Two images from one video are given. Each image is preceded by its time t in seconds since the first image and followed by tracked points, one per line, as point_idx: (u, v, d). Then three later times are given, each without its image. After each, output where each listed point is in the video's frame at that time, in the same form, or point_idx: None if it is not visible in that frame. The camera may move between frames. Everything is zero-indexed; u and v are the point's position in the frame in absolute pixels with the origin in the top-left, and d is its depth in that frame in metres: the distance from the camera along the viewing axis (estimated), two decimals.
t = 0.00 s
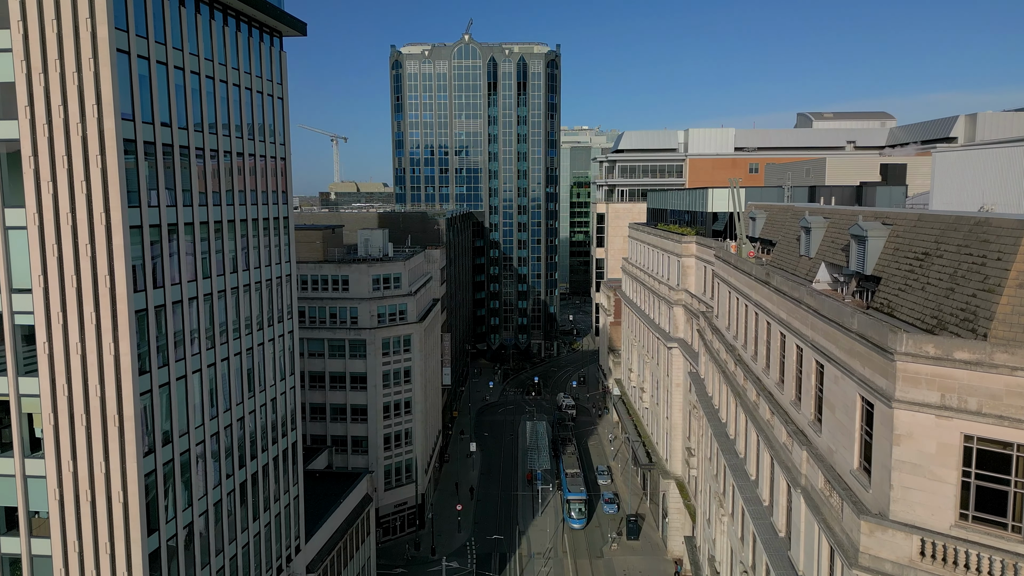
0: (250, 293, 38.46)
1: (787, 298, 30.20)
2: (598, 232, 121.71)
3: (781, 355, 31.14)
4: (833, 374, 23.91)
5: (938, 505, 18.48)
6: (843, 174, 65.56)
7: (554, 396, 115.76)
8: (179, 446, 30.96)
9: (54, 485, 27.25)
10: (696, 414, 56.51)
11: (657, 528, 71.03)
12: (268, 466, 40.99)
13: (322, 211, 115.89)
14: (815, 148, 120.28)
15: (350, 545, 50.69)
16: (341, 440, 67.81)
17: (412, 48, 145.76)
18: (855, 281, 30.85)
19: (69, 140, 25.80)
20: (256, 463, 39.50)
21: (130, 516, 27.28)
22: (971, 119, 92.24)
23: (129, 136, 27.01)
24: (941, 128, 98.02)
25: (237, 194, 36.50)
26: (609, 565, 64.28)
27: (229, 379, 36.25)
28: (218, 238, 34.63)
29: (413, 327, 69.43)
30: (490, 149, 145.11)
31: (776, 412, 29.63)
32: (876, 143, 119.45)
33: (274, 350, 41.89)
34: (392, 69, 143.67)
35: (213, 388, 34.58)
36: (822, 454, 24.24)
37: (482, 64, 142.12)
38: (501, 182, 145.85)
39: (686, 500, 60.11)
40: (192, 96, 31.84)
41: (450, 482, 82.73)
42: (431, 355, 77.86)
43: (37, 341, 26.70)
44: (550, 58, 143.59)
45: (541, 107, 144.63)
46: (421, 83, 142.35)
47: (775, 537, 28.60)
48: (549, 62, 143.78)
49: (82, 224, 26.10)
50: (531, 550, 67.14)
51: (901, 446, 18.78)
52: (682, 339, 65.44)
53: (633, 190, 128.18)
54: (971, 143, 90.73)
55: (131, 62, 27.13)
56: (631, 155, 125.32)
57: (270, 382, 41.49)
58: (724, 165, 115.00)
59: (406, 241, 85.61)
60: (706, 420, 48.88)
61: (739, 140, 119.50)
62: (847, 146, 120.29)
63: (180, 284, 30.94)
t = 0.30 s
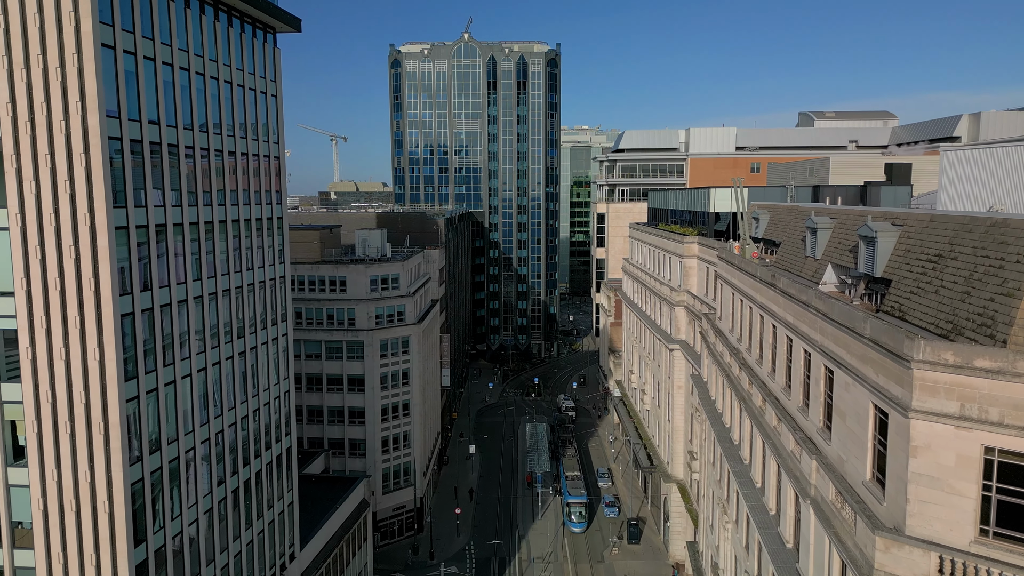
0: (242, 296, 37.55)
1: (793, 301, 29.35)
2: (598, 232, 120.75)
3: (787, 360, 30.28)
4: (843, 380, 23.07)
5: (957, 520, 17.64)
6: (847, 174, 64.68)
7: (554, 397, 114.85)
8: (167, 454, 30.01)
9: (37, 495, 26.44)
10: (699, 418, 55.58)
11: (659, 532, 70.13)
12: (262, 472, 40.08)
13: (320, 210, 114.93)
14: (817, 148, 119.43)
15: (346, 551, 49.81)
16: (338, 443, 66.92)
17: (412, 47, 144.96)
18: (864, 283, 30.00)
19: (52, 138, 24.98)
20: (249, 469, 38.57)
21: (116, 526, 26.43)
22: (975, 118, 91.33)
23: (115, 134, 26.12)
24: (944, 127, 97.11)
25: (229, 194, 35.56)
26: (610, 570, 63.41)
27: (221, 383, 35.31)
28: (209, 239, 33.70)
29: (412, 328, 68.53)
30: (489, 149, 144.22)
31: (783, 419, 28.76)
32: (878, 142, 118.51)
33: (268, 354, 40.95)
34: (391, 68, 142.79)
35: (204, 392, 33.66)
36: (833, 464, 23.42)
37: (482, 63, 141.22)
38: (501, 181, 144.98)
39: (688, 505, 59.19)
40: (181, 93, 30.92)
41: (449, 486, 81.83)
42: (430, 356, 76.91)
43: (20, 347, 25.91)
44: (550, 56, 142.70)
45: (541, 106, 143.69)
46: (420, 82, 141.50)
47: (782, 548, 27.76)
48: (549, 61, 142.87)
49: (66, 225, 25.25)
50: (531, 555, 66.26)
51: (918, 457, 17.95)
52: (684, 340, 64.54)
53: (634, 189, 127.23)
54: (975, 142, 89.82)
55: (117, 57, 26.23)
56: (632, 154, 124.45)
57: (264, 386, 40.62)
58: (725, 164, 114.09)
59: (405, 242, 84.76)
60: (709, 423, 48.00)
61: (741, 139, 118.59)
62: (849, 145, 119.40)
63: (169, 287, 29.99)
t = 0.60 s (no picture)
0: (235, 299, 36.65)
1: (800, 304, 28.53)
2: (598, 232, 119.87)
3: (794, 364, 29.45)
4: (854, 388, 22.27)
5: (977, 537, 16.85)
6: (850, 173, 63.87)
7: (554, 398, 113.98)
8: (154, 463, 29.01)
9: (19, 504, 25.92)
10: (701, 421, 54.74)
11: (660, 536, 69.26)
12: (256, 479, 39.14)
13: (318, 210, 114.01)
14: (818, 147, 118.70)
15: (343, 557, 48.97)
16: (335, 445, 66.08)
17: (411, 46, 144.11)
18: (873, 286, 29.20)
19: (34, 137, 24.21)
20: (242, 475, 37.66)
21: (101, 536, 25.66)
22: (979, 117, 90.44)
23: (100, 132, 25.20)
24: (948, 126, 96.24)
25: (220, 194, 34.60)
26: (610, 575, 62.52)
27: (212, 388, 34.39)
28: (199, 240, 32.71)
29: (410, 330, 67.64)
30: (489, 149, 143.36)
31: (791, 426, 27.90)
32: (880, 142, 117.63)
33: (262, 357, 40.04)
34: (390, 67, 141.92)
35: (195, 397, 32.73)
36: (843, 474, 22.62)
37: (482, 62, 140.32)
38: (501, 181, 144.09)
39: (690, 509, 58.35)
40: (170, 90, 29.93)
41: (448, 489, 80.93)
42: (428, 358, 76.04)
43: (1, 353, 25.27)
44: (550, 55, 141.84)
45: (541, 105, 142.76)
46: (419, 81, 140.67)
47: (789, 559, 26.92)
48: (549, 60, 141.99)
49: (48, 226, 24.48)
50: (531, 559, 65.39)
51: (936, 470, 17.17)
52: (686, 342, 63.63)
53: (634, 189, 126.32)
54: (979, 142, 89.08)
55: (101, 52, 25.27)
56: (632, 154, 123.58)
57: (258, 390, 39.74)
58: (726, 164, 113.17)
59: (403, 242, 83.95)
60: (711, 427, 47.17)
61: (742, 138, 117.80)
62: (851, 145, 118.67)
63: (157, 289, 29.03)
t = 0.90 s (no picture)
0: (227, 301, 35.70)
1: (807, 306, 27.71)
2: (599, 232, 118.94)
3: (801, 369, 28.62)
4: (866, 395, 21.42)
5: (999, 554, 16.03)
6: (854, 173, 63.01)
7: (554, 400, 113.17)
8: (142, 471, 28.01)
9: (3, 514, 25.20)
10: (704, 424, 53.87)
11: (661, 540, 68.35)
12: (249, 485, 38.19)
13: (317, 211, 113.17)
14: (820, 147, 117.86)
15: (339, 563, 47.98)
16: (333, 449, 65.15)
17: (410, 44, 143.25)
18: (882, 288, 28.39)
19: (15, 134, 23.38)
20: (235, 482, 36.73)
21: (85, 548, 24.83)
22: (983, 116, 89.51)
23: (84, 130, 24.35)
24: (951, 125, 95.33)
25: (211, 194, 33.61)
26: None
27: (204, 392, 33.43)
28: (188, 241, 31.71)
29: (409, 331, 66.75)
30: (488, 149, 142.51)
31: (799, 433, 27.08)
32: (883, 141, 116.70)
33: (255, 361, 39.10)
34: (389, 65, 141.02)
35: (185, 402, 31.78)
36: (855, 485, 21.80)
37: (481, 61, 139.44)
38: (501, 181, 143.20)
39: (693, 513, 57.49)
40: (158, 87, 29.02)
41: (447, 492, 80.04)
42: (427, 359, 75.17)
43: None
44: (550, 54, 140.99)
45: (541, 105, 141.89)
46: (419, 80, 139.84)
47: (797, 571, 26.08)
48: (549, 59, 141.16)
49: (30, 227, 23.63)
50: (531, 564, 64.50)
51: (956, 484, 16.33)
52: (688, 344, 62.70)
53: (635, 189, 125.42)
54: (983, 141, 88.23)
55: (85, 47, 24.41)
56: (633, 153, 122.69)
57: (252, 393, 38.87)
58: (727, 163, 112.31)
59: (402, 242, 83.06)
60: (715, 431, 46.31)
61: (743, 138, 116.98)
62: (853, 144, 117.82)
63: (145, 291, 28.07)
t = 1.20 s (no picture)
0: (219, 304, 34.79)
1: (815, 309, 26.90)
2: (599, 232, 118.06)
3: (809, 375, 27.77)
4: (880, 403, 20.61)
5: None
6: (859, 172, 62.13)
7: (554, 401, 112.36)
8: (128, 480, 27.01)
9: None
10: (707, 428, 53.01)
11: (663, 544, 67.49)
12: (242, 492, 37.27)
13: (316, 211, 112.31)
14: (822, 146, 117.07)
15: (336, 570, 47.09)
16: (330, 452, 64.25)
17: (409, 43, 142.35)
18: (893, 291, 27.54)
19: None
20: (228, 489, 35.85)
21: (69, 561, 24.01)
22: (987, 115, 88.60)
23: (67, 127, 23.51)
24: (955, 124, 94.42)
25: (202, 194, 32.61)
26: None
27: (194, 396, 32.40)
28: (177, 242, 30.69)
29: (407, 333, 65.90)
30: (488, 148, 141.63)
31: (808, 441, 26.22)
32: (885, 140, 115.75)
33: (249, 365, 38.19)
34: (389, 64, 140.11)
35: (175, 408, 30.79)
36: (869, 497, 20.98)
37: (481, 60, 138.51)
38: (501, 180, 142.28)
39: (695, 518, 56.65)
40: (145, 83, 28.09)
41: (446, 495, 79.21)
42: (426, 361, 74.35)
43: None
44: (550, 53, 140.15)
45: (541, 104, 141.00)
46: (418, 79, 138.98)
47: None
48: (549, 58, 140.32)
49: (11, 228, 22.75)
50: (531, 568, 63.67)
51: (980, 500, 15.47)
52: (690, 346, 61.82)
53: (636, 189, 124.55)
54: (987, 140, 87.42)
55: (68, 41, 23.56)
56: (633, 153, 121.87)
57: (245, 398, 37.90)
58: (729, 163, 111.66)
59: (400, 243, 82.22)
60: (718, 434, 45.45)
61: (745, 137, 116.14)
62: (856, 144, 116.99)
63: (131, 294, 27.09)
